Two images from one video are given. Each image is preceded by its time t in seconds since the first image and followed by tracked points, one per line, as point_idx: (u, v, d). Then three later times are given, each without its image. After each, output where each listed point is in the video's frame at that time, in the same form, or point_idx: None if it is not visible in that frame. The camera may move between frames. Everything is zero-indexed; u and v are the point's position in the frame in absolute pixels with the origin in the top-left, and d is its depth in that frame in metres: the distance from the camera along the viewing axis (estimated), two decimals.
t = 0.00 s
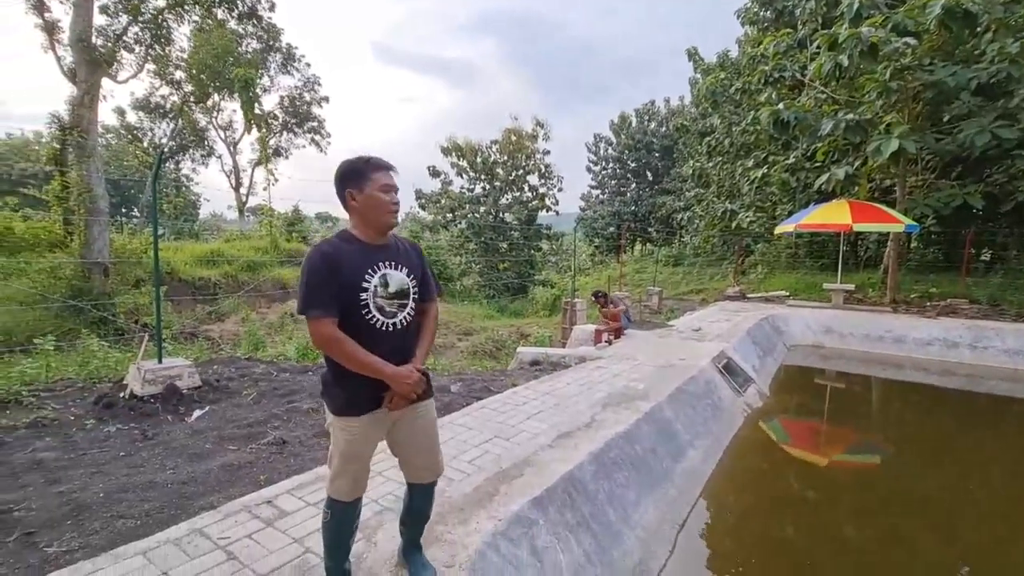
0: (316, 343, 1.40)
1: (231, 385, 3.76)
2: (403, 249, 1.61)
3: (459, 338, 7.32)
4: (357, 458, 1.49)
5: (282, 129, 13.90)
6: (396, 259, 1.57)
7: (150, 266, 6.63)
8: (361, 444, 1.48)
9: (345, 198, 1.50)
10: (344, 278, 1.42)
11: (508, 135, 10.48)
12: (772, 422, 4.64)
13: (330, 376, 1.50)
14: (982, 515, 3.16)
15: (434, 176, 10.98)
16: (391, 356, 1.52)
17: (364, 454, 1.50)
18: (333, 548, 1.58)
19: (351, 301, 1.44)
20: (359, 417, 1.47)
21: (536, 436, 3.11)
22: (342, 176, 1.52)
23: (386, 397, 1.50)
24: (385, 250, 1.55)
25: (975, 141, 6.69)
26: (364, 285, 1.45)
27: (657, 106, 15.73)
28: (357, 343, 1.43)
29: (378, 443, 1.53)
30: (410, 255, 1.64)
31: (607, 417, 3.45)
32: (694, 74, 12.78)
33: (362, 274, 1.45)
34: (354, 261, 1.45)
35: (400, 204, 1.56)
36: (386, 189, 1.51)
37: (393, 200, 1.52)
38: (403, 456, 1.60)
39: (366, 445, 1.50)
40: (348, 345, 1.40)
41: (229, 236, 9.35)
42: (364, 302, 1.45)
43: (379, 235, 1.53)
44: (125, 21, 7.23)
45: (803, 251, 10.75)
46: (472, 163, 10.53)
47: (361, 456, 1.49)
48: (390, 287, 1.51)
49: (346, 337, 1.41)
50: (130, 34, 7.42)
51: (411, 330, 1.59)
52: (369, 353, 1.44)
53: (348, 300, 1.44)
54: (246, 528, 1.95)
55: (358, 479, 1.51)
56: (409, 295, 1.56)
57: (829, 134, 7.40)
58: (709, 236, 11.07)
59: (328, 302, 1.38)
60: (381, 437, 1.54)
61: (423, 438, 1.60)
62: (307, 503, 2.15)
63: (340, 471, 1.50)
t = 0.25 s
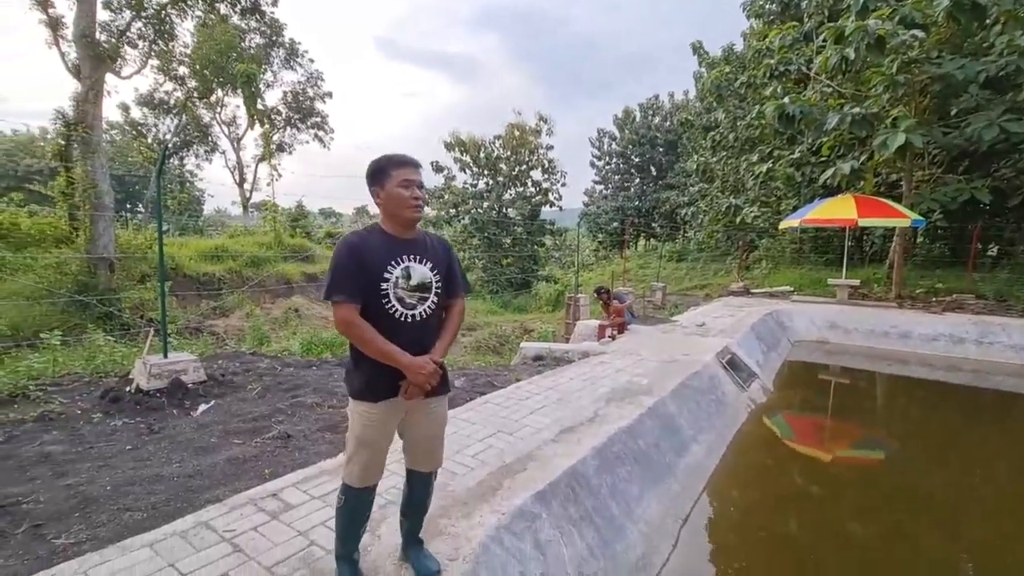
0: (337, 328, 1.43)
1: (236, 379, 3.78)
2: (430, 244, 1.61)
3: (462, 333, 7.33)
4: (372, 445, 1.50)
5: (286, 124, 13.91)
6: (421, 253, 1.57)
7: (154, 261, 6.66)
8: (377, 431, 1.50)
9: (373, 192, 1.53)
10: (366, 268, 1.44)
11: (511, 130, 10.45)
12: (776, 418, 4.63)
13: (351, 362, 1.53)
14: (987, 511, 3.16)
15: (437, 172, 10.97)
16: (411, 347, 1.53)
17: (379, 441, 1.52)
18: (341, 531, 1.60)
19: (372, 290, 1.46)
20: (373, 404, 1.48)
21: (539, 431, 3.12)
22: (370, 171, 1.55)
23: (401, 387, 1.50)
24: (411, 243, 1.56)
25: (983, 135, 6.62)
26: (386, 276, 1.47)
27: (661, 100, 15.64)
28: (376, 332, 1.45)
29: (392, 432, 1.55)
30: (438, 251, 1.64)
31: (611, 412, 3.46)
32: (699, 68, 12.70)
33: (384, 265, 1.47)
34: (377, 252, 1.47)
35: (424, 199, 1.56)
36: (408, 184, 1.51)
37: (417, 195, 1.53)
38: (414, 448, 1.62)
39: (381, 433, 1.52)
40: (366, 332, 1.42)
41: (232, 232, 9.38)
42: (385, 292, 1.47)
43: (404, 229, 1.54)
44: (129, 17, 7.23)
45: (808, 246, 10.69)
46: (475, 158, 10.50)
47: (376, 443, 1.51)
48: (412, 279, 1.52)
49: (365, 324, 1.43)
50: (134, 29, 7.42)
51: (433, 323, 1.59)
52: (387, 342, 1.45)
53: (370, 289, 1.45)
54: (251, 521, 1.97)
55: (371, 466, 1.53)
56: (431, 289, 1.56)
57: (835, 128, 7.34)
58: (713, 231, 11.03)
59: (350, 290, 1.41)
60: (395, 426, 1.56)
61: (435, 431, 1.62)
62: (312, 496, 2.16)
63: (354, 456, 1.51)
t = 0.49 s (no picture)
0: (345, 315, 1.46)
1: (239, 376, 3.80)
2: (447, 244, 1.60)
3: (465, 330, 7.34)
4: (376, 434, 1.52)
5: (288, 122, 13.92)
6: (436, 253, 1.56)
7: (158, 259, 6.68)
8: (381, 420, 1.52)
9: (395, 188, 1.54)
10: (377, 261, 1.46)
11: (514, 128, 10.43)
12: (779, 415, 4.63)
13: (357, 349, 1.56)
14: (992, 510, 3.14)
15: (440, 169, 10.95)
16: (414, 343, 1.53)
17: (382, 432, 1.54)
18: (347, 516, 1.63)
19: (382, 283, 1.47)
20: (372, 394, 1.50)
21: (541, 427, 3.13)
22: (395, 167, 1.56)
23: (400, 380, 1.51)
24: (426, 241, 1.55)
25: (988, 131, 6.57)
26: (396, 271, 1.47)
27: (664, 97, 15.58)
28: (380, 324, 1.46)
29: (397, 423, 1.56)
30: (456, 252, 1.62)
31: (613, 409, 3.46)
32: (702, 65, 12.65)
33: (396, 259, 1.48)
34: (390, 247, 1.48)
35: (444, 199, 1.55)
36: (428, 183, 1.51)
37: (436, 194, 1.52)
38: (419, 442, 1.62)
39: (385, 423, 1.53)
40: (370, 323, 1.43)
41: (235, 230, 9.40)
42: (392, 286, 1.48)
43: (421, 226, 1.54)
44: (132, 14, 7.23)
45: (811, 244, 10.67)
46: (477, 156, 10.49)
47: (379, 432, 1.53)
48: (422, 276, 1.52)
49: (370, 315, 1.45)
50: (136, 26, 7.42)
51: (440, 322, 1.58)
52: (389, 335, 1.46)
53: (379, 282, 1.46)
54: (255, 516, 1.98)
55: (374, 455, 1.54)
56: (440, 288, 1.55)
57: (839, 125, 7.31)
58: (715, 229, 11.01)
59: (358, 281, 1.43)
60: (400, 418, 1.57)
61: (440, 426, 1.62)
62: (315, 492, 2.17)
63: (358, 444, 1.53)
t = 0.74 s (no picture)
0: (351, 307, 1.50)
1: (242, 373, 3.81)
2: (454, 241, 1.59)
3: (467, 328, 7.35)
4: (374, 425, 1.54)
5: (290, 119, 13.92)
6: (441, 250, 1.55)
7: (161, 256, 6.70)
8: (380, 413, 1.54)
9: (403, 185, 1.55)
10: (379, 255, 1.48)
11: (516, 125, 10.42)
12: (781, 413, 4.62)
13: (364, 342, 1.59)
14: (996, 508, 3.13)
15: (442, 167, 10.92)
16: (416, 338, 1.54)
17: (381, 424, 1.56)
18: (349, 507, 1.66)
19: (384, 277, 1.49)
20: (372, 385, 1.53)
21: (544, 424, 3.13)
22: (405, 165, 1.57)
23: (400, 375, 1.52)
24: (432, 237, 1.55)
25: (993, 127, 6.52)
26: (398, 266, 1.49)
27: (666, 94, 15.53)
28: (381, 317, 1.48)
29: (397, 417, 1.57)
30: (463, 250, 1.60)
31: (615, 406, 3.46)
32: (705, 61, 12.60)
33: (399, 255, 1.49)
34: (394, 242, 1.50)
35: (451, 197, 1.54)
36: (433, 180, 1.50)
37: (441, 191, 1.51)
38: (420, 437, 1.63)
39: (385, 416, 1.55)
40: (370, 316, 1.46)
41: (237, 227, 9.41)
42: (394, 281, 1.49)
43: (426, 223, 1.54)
44: (134, 12, 7.24)
45: (814, 241, 10.69)
46: (480, 153, 10.48)
47: (378, 424, 1.55)
48: (424, 273, 1.52)
49: (372, 309, 1.48)
50: (139, 24, 7.43)
51: (443, 319, 1.57)
52: (389, 330, 1.48)
53: (382, 277, 1.48)
54: (258, 512, 1.99)
55: (372, 446, 1.57)
56: (443, 285, 1.54)
57: (842, 121, 7.28)
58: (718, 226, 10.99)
59: (360, 274, 1.45)
60: (401, 412, 1.58)
61: (441, 422, 1.62)
62: (318, 488, 2.18)
63: (358, 433, 1.57)
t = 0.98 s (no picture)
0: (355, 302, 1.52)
1: (247, 367, 3.83)
2: (455, 234, 1.58)
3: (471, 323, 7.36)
4: (378, 419, 1.55)
5: (294, 114, 13.93)
6: (442, 243, 1.55)
7: (166, 252, 6.74)
8: (384, 407, 1.55)
9: (403, 180, 1.56)
10: (380, 249, 1.48)
11: (520, 120, 10.39)
12: (786, 408, 4.61)
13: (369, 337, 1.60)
14: (1001, 504, 3.13)
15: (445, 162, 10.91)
16: (419, 331, 1.54)
17: (386, 418, 1.56)
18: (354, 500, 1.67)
19: (387, 272, 1.50)
20: (377, 378, 1.54)
21: (548, 419, 3.14)
22: (405, 161, 1.57)
23: (404, 368, 1.53)
24: (433, 231, 1.55)
25: (1002, 121, 6.44)
26: (400, 260, 1.49)
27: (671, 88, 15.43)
28: (383, 312, 1.49)
29: (402, 411, 1.58)
30: (465, 243, 1.60)
31: (619, 401, 3.46)
32: (710, 55, 12.51)
33: (400, 249, 1.50)
34: (395, 236, 1.50)
35: (450, 190, 1.54)
36: (432, 174, 1.50)
37: (439, 184, 1.51)
38: (425, 431, 1.64)
39: (389, 410, 1.56)
40: (373, 310, 1.47)
41: (242, 223, 9.44)
42: (396, 275, 1.50)
43: (427, 217, 1.54)
44: (138, 7, 7.23)
45: (820, 236, 10.61)
46: (483, 148, 10.46)
47: (381, 418, 1.56)
48: (426, 266, 1.52)
49: (376, 304, 1.49)
50: (142, 19, 7.42)
51: (447, 312, 1.57)
52: (392, 323, 1.48)
53: (385, 271, 1.49)
54: (264, 505, 2.00)
55: (377, 440, 1.58)
56: (445, 278, 1.54)
57: (849, 115, 7.22)
58: (723, 221, 10.94)
59: (363, 268, 1.46)
60: (406, 406, 1.59)
61: (445, 417, 1.62)
62: (323, 482, 2.19)
63: (362, 427, 1.58)
